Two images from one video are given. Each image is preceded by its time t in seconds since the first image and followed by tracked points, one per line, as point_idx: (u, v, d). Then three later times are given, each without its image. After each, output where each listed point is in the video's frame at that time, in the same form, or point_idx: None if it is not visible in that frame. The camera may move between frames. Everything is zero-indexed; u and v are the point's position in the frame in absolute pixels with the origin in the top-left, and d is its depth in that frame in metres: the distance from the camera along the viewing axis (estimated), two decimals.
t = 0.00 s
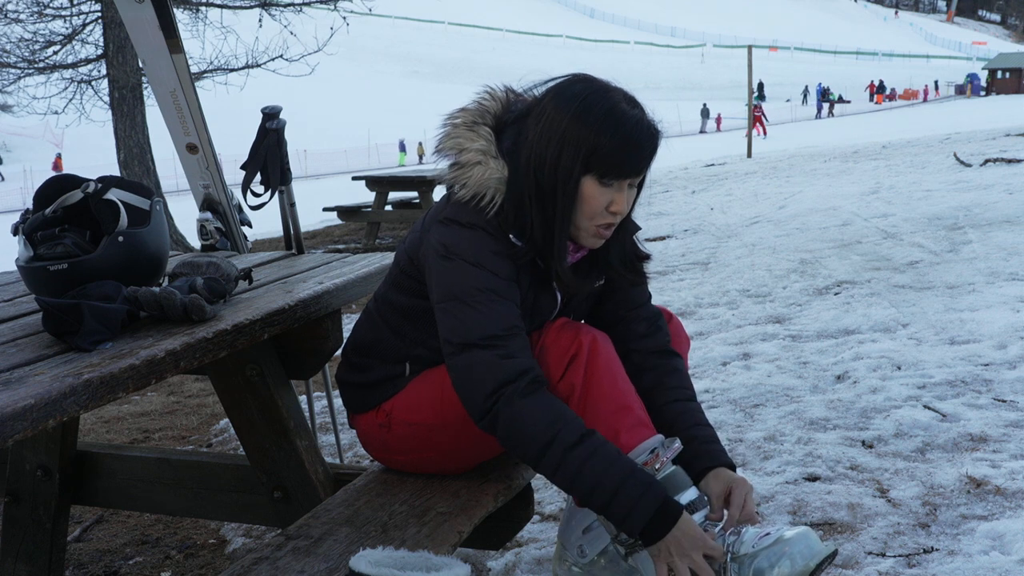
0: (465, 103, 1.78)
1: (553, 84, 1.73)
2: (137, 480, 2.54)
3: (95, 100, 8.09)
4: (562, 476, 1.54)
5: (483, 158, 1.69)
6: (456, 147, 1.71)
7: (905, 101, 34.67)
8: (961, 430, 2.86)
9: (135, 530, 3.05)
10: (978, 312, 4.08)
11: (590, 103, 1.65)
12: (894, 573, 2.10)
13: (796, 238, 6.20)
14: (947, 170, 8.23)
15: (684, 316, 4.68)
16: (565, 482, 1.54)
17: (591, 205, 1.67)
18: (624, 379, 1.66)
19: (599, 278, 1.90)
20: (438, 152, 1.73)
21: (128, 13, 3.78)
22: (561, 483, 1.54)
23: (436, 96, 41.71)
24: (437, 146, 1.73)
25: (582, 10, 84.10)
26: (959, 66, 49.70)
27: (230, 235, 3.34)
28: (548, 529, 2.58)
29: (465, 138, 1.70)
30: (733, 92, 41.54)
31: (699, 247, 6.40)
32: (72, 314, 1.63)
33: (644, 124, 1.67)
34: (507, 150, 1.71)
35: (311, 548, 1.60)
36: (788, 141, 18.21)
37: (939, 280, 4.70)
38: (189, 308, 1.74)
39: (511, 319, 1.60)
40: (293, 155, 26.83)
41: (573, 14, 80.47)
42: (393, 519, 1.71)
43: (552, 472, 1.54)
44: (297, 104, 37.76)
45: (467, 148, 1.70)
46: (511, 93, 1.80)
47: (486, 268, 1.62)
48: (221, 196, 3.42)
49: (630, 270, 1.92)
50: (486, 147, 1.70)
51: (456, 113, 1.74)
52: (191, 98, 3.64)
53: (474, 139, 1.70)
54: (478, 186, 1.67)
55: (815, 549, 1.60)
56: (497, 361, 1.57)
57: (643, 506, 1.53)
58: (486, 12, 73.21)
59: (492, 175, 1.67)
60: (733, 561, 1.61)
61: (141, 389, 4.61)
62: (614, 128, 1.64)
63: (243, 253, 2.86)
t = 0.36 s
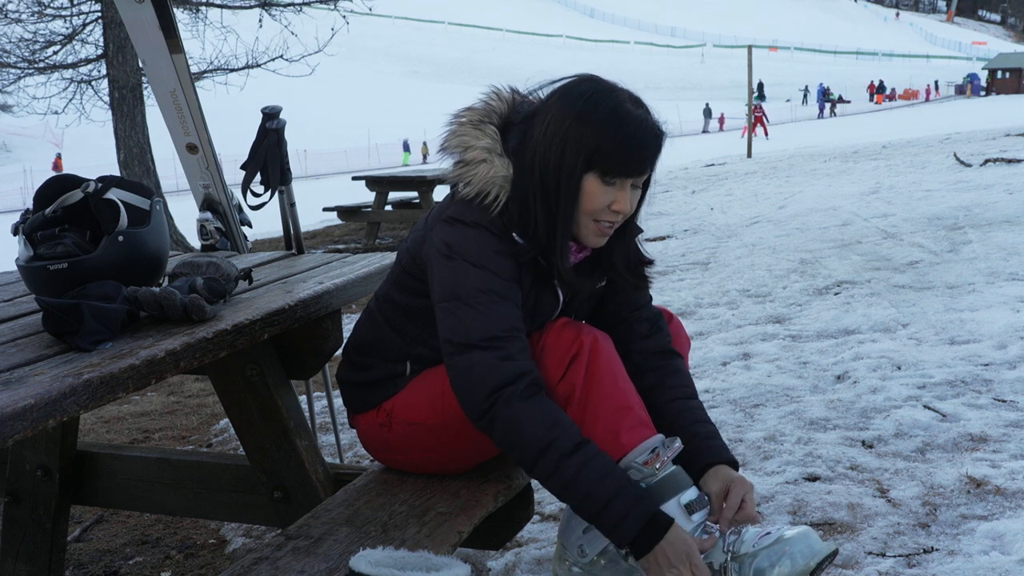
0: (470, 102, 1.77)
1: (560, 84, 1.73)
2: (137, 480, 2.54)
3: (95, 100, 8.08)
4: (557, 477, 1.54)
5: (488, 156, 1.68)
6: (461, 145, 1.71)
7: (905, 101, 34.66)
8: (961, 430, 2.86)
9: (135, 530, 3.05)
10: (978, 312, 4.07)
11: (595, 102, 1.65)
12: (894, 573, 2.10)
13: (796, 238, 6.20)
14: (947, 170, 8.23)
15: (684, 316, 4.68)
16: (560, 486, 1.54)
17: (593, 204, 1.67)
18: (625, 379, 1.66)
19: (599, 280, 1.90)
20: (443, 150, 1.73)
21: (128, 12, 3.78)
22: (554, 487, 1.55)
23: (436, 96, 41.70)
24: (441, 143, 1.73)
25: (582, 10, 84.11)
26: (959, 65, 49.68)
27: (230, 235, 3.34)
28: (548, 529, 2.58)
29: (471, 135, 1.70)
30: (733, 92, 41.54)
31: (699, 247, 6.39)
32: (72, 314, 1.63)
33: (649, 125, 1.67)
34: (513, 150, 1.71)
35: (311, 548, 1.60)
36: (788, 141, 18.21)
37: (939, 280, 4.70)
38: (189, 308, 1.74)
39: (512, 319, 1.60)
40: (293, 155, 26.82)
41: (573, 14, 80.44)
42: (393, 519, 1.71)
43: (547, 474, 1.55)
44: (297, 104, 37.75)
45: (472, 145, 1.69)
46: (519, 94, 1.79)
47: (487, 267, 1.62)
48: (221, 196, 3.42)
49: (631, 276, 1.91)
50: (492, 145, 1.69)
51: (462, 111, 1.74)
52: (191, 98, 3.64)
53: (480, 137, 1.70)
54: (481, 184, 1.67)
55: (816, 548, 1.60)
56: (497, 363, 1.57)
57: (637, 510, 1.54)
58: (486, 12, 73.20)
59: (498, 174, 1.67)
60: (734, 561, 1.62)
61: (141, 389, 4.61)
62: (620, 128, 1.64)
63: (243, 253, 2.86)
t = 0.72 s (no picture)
0: (461, 103, 1.78)
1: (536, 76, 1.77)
2: (137, 480, 2.54)
3: (95, 100, 8.08)
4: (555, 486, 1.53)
5: (482, 154, 1.68)
6: (455, 144, 1.71)
7: (905, 101, 34.66)
8: (961, 430, 2.86)
9: (134, 530, 3.05)
10: (978, 312, 4.08)
11: (565, 86, 1.68)
12: (894, 573, 2.10)
13: (796, 238, 6.20)
14: (947, 170, 8.23)
15: (683, 316, 4.68)
16: (559, 497, 1.54)
17: (561, 170, 1.67)
18: (624, 379, 1.66)
19: (598, 276, 1.92)
20: (438, 151, 1.73)
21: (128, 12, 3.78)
22: (554, 496, 1.54)
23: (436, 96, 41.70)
24: (436, 145, 1.73)
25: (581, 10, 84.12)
26: (959, 65, 49.68)
27: (230, 235, 3.34)
28: (548, 529, 2.58)
29: (465, 135, 1.70)
30: (733, 92, 41.54)
31: (699, 247, 6.40)
32: (73, 314, 1.63)
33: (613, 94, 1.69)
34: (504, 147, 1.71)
35: (311, 548, 1.60)
36: (788, 140, 18.21)
37: (939, 280, 4.70)
38: (189, 308, 1.74)
39: (517, 322, 1.61)
40: (292, 155, 26.82)
41: (573, 14, 80.42)
42: (393, 519, 1.71)
43: (548, 482, 1.54)
44: (296, 104, 37.75)
45: (466, 144, 1.69)
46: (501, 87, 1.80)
47: (490, 268, 1.62)
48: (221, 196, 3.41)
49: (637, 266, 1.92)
50: (485, 143, 1.69)
51: (455, 111, 1.74)
52: (191, 98, 3.65)
53: (473, 135, 1.70)
54: (476, 180, 1.66)
55: (815, 549, 1.58)
56: (502, 366, 1.58)
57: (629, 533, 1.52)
58: (486, 12, 73.18)
59: (493, 171, 1.66)
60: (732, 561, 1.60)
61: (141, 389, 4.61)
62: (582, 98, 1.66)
63: (243, 253, 2.86)
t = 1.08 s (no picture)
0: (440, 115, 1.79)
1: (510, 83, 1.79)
2: (137, 480, 2.54)
3: (95, 100, 8.08)
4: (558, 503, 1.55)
5: (468, 166, 1.70)
6: (440, 158, 1.72)
7: (905, 101, 34.67)
8: (961, 430, 2.86)
9: (134, 530, 3.05)
10: (978, 312, 4.07)
11: (539, 89, 1.71)
12: (894, 573, 2.10)
13: (796, 238, 6.20)
14: (947, 170, 8.22)
15: (684, 316, 4.68)
16: (560, 515, 1.56)
17: (540, 171, 1.70)
18: (624, 379, 1.65)
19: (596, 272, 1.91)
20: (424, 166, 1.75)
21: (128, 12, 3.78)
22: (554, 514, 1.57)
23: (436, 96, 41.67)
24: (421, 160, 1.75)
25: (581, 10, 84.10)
26: (959, 65, 49.66)
27: (230, 236, 3.33)
28: (548, 530, 2.58)
29: (449, 148, 1.71)
30: (734, 92, 41.54)
31: (699, 247, 6.39)
32: (72, 314, 1.63)
33: (584, 88, 1.73)
34: (488, 154, 1.74)
35: (311, 548, 1.60)
36: (788, 141, 18.20)
37: (939, 280, 4.70)
38: (189, 308, 1.74)
39: (521, 340, 1.61)
40: (292, 155, 26.81)
41: (572, 13, 80.39)
42: (393, 519, 1.71)
43: (549, 502, 1.56)
44: (296, 104, 37.74)
45: (451, 156, 1.70)
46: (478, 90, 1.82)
47: (490, 286, 1.62)
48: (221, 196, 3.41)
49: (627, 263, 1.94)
50: (470, 154, 1.70)
51: (435, 123, 1.74)
52: (191, 98, 3.65)
53: (457, 148, 1.70)
54: (465, 194, 1.67)
55: (815, 548, 1.57)
56: (505, 387, 1.58)
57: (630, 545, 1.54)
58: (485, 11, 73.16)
59: (479, 182, 1.68)
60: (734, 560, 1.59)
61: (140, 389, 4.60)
62: (555, 98, 1.70)
63: (243, 253, 2.86)
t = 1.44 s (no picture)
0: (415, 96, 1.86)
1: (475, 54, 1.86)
2: (137, 480, 2.53)
3: (95, 100, 8.07)
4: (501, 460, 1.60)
5: (429, 129, 1.74)
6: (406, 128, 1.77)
7: (905, 101, 34.68)
8: (961, 430, 2.86)
9: (134, 530, 3.05)
10: (978, 312, 4.07)
11: (491, 49, 1.77)
12: (894, 573, 2.10)
13: (796, 238, 6.20)
14: (947, 170, 8.23)
15: (684, 316, 4.68)
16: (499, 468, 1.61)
17: (494, 123, 1.74)
18: (622, 378, 1.65)
19: (573, 248, 1.89)
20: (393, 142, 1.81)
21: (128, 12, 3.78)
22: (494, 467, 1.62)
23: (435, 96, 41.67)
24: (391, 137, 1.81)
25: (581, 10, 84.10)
26: (959, 65, 49.67)
27: (229, 235, 3.33)
28: (548, 529, 2.59)
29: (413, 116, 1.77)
30: (734, 92, 41.55)
31: (699, 247, 6.39)
32: (72, 314, 1.63)
33: (535, 43, 1.77)
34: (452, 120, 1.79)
35: (311, 548, 1.60)
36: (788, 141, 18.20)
37: (940, 280, 4.70)
38: (189, 308, 1.74)
39: (453, 312, 1.64)
40: (292, 155, 26.81)
41: (573, 13, 80.37)
42: (393, 519, 1.71)
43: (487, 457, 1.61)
44: (296, 104, 37.74)
45: (416, 124, 1.75)
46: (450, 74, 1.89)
47: (430, 256, 1.66)
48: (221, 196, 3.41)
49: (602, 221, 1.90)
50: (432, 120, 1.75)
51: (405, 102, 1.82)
52: (191, 98, 3.65)
53: (419, 115, 1.76)
54: (423, 156, 1.72)
55: (816, 547, 1.58)
56: (437, 359, 1.63)
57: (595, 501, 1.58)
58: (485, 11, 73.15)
59: (440, 144, 1.72)
60: (734, 559, 1.58)
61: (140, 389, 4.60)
62: (506, 52, 1.74)
63: (243, 253, 2.86)
